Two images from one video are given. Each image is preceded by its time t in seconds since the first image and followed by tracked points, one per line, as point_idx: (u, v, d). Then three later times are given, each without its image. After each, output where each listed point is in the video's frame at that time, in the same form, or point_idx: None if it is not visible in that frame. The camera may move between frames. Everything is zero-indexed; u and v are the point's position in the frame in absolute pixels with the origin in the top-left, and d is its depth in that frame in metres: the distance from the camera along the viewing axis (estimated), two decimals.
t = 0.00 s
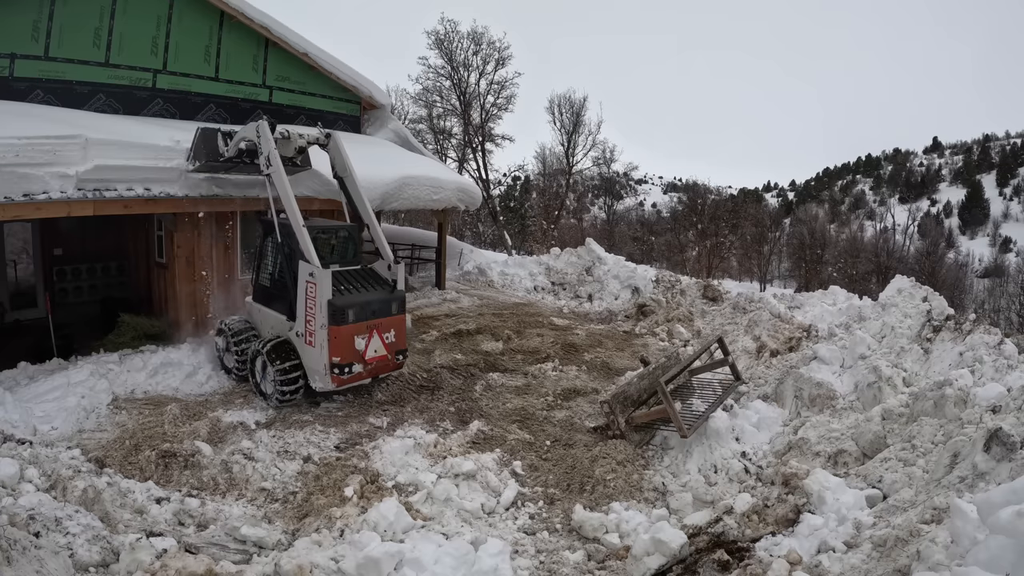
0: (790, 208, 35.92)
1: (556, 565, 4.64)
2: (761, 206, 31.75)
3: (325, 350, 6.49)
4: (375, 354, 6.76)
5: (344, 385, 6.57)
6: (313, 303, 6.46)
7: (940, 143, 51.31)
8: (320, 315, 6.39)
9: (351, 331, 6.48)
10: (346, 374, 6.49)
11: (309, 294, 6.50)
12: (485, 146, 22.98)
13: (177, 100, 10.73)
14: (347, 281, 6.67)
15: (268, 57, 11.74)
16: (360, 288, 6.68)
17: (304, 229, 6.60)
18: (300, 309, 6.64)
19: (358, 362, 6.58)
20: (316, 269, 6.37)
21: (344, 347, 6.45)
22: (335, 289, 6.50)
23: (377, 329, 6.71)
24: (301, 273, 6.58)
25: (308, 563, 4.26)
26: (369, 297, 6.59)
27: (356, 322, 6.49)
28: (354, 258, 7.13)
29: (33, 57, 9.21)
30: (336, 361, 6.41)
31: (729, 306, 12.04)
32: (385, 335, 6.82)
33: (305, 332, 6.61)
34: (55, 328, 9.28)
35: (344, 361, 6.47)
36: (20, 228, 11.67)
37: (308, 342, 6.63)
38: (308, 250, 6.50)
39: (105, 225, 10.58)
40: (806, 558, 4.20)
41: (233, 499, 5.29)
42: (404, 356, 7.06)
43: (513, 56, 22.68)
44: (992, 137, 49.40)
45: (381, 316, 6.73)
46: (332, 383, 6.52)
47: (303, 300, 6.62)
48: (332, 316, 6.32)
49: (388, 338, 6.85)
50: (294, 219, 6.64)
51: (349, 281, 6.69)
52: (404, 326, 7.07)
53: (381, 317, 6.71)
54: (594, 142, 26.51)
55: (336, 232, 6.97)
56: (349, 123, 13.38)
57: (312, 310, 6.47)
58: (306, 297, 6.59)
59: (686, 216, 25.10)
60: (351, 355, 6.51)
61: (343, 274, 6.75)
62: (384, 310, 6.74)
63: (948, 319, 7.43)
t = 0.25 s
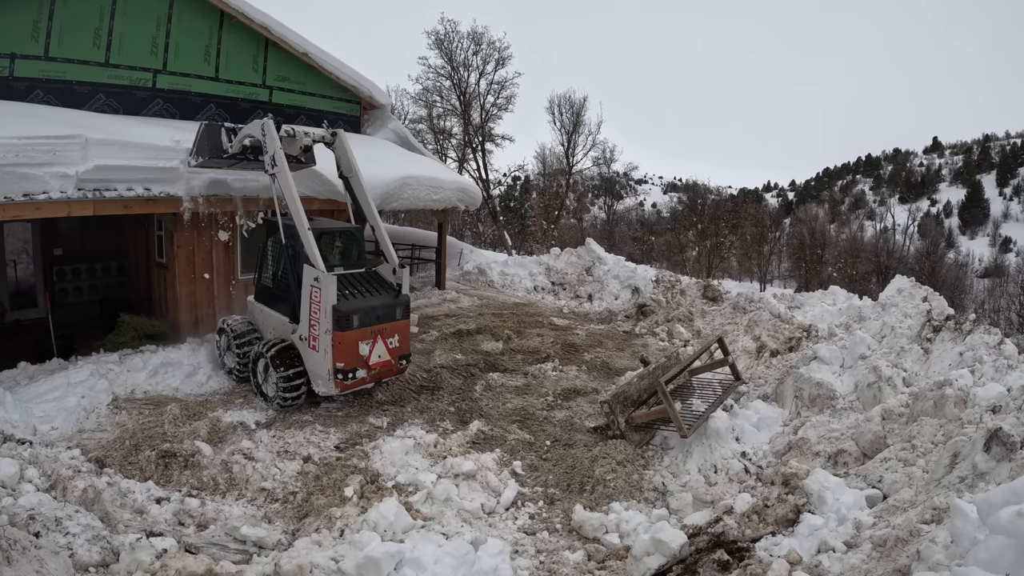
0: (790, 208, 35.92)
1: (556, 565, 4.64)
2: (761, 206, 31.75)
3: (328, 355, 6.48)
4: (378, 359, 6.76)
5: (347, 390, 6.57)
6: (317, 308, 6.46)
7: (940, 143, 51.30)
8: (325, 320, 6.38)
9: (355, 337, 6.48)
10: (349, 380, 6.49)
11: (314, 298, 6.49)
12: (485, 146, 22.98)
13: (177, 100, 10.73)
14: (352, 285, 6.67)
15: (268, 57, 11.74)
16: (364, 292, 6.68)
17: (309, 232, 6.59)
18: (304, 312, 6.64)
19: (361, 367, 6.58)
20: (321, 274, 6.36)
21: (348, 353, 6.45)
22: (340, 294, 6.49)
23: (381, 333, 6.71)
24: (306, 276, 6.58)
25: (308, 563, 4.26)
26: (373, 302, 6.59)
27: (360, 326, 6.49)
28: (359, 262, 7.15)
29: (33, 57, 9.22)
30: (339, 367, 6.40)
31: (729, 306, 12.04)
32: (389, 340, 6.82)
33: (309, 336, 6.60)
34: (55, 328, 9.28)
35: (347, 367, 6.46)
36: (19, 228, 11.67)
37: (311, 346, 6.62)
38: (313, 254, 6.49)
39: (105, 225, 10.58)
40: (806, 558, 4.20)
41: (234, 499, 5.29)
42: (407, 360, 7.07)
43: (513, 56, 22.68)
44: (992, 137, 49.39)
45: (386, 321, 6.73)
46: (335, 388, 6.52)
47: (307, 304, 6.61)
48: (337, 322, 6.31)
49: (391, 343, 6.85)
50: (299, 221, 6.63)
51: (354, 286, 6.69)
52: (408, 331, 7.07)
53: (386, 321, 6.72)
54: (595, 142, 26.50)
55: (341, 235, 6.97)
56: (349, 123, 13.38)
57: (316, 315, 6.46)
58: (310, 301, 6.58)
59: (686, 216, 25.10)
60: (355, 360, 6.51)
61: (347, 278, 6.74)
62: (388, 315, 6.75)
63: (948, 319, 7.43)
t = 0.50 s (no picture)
0: (790, 208, 35.92)
1: (556, 565, 4.64)
2: (761, 206, 31.74)
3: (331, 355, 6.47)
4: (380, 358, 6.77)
5: (350, 389, 6.56)
6: (320, 308, 6.46)
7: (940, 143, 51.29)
8: (327, 320, 6.38)
9: (358, 336, 6.48)
10: (352, 379, 6.49)
11: (316, 298, 6.49)
12: (485, 146, 22.98)
13: (177, 100, 10.73)
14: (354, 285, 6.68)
15: (268, 57, 11.74)
16: (366, 292, 6.68)
17: (311, 232, 6.59)
18: (307, 313, 6.63)
19: (364, 367, 6.58)
20: (323, 274, 6.36)
21: (351, 352, 6.44)
22: (342, 293, 6.49)
23: (383, 333, 6.71)
24: (308, 276, 6.58)
25: (308, 563, 4.26)
26: (376, 301, 6.60)
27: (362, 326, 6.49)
28: (360, 262, 7.14)
29: (33, 57, 9.21)
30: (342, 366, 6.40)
31: (728, 306, 12.05)
32: (391, 340, 6.83)
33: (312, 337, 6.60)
34: (55, 328, 9.28)
35: (350, 367, 6.46)
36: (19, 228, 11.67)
37: (314, 346, 6.62)
38: (315, 254, 6.49)
39: (104, 225, 10.59)
40: (806, 558, 4.20)
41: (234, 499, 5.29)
42: (409, 360, 7.08)
43: (513, 56, 22.68)
44: (993, 137, 49.35)
45: (388, 321, 6.74)
46: (337, 388, 6.52)
47: (310, 305, 6.60)
48: (339, 321, 6.31)
49: (394, 342, 6.86)
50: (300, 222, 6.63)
51: (356, 285, 6.69)
52: (410, 330, 7.08)
53: (388, 321, 6.73)
54: (595, 142, 26.50)
55: (342, 234, 6.97)
56: (349, 123, 13.38)
57: (319, 315, 6.46)
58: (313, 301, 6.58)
59: (686, 216, 25.10)
60: (357, 360, 6.51)
61: (348, 278, 6.74)
62: (390, 314, 6.75)
63: (948, 319, 7.44)
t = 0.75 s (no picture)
0: (790, 208, 35.93)
1: (556, 565, 4.64)
2: (761, 206, 31.75)
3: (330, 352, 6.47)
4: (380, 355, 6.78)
5: (349, 386, 6.56)
6: (319, 305, 6.46)
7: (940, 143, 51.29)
8: (326, 317, 6.39)
9: (357, 333, 6.48)
10: (352, 376, 6.49)
11: (314, 295, 6.50)
12: (485, 146, 22.99)
13: (177, 100, 10.73)
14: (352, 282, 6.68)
15: (268, 57, 11.74)
16: (365, 288, 6.67)
17: (309, 230, 6.58)
18: (306, 311, 6.62)
19: (363, 364, 6.59)
20: (322, 270, 6.36)
21: (350, 349, 6.45)
22: (340, 290, 6.50)
23: (382, 330, 6.72)
24: (307, 274, 6.58)
25: (308, 563, 4.26)
26: (374, 298, 6.60)
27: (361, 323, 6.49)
28: (359, 260, 7.13)
29: (33, 57, 9.21)
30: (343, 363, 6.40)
31: (728, 306, 12.05)
32: (390, 337, 6.84)
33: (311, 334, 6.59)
34: (55, 328, 9.29)
35: (349, 363, 6.46)
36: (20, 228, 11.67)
37: (313, 344, 6.61)
38: (313, 251, 6.49)
39: (105, 225, 10.59)
40: (806, 558, 4.20)
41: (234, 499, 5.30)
42: (408, 357, 7.09)
43: (513, 56, 22.69)
44: (993, 137, 49.34)
45: (387, 317, 6.75)
46: (337, 385, 6.52)
47: (309, 303, 6.59)
48: (337, 318, 6.32)
49: (393, 339, 6.88)
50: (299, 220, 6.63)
51: (354, 282, 6.69)
52: (408, 327, 7.10)
53: (387, 317, 6.73)
54: (595, 142, 26.50)
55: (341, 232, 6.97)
56: (349, 123, 13.38)
57: (318, 312, 6.46)
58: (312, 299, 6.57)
59: (686, 216, 25.11)
60: (357, 357, 6.51)
61: (347, 275, 6.75)
62: (389, 311, 6.76)
63: (948, 319, 7.44)
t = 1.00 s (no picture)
0: (790, 208, 35.93)
1: (556, 565, 4.64)
2: (761, 206, 31.74)
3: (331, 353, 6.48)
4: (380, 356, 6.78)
5: (350, 388, 6.57)
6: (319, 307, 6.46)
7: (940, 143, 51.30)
8: (327, 318, 6.39)
9: (358, 333, 6.49)
10: (352, 377, 6.49)
11: (315, 296, 6.50)
12: (485, 146, 22.99)
13: (177, 100, 10.73)
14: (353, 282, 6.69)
15: (268, 57, 11.73)
16: (366, 289, 6.68)
17: (310, 230, 6.58)
18: (307, 310, 6.62)
19: (364, 365, 6.58)
20: (323, 271, 6.36)
21: (350, 349, 6.45)
22: (342, 291, 6.50)
23: (383, 330, 6.72)
24: (307, 274, 6.58)
25: (308, 563, 4.26)
26: (376, 299, 6.60)
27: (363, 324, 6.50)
28: (360, 261, 7.13)
29: (33, 57, 9.21)
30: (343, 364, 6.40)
31: (728, 306, 12.05)
32: (392, 338, 6.83)
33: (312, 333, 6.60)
34: (56, 328, 9.28)
35: (350, 364, 6.46)
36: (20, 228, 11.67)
37: (314, 344, 6.61)
38: (314, 251, 6.48)
39: (105, 225, 10.59)
40: (806, 558, 4.20)
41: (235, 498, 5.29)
42: (409, 358, 7.08)
43: (513, 56, 22.70)
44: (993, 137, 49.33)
45: (388, 318, 6.75)
46: (338, 386, 6.52)
47: (311, 302, 6.60)
48: (338, 318, 6.32)
49: (394, 340, 6.87)
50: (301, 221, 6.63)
51: (356, 282, 6.70)
52: (410, 328, 7.10)
53: (388, 318, 6.73)
54: (595, 142, 26.51)
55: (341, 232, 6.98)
56: (349, 123, 13.38)
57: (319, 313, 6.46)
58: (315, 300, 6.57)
59: (686, 216, 25.11)
60: (357, 357, 6.51)
61: (349, 276, 6.74)
62: (391, 312, 6.76)
63: (948, 319, 7.44)
